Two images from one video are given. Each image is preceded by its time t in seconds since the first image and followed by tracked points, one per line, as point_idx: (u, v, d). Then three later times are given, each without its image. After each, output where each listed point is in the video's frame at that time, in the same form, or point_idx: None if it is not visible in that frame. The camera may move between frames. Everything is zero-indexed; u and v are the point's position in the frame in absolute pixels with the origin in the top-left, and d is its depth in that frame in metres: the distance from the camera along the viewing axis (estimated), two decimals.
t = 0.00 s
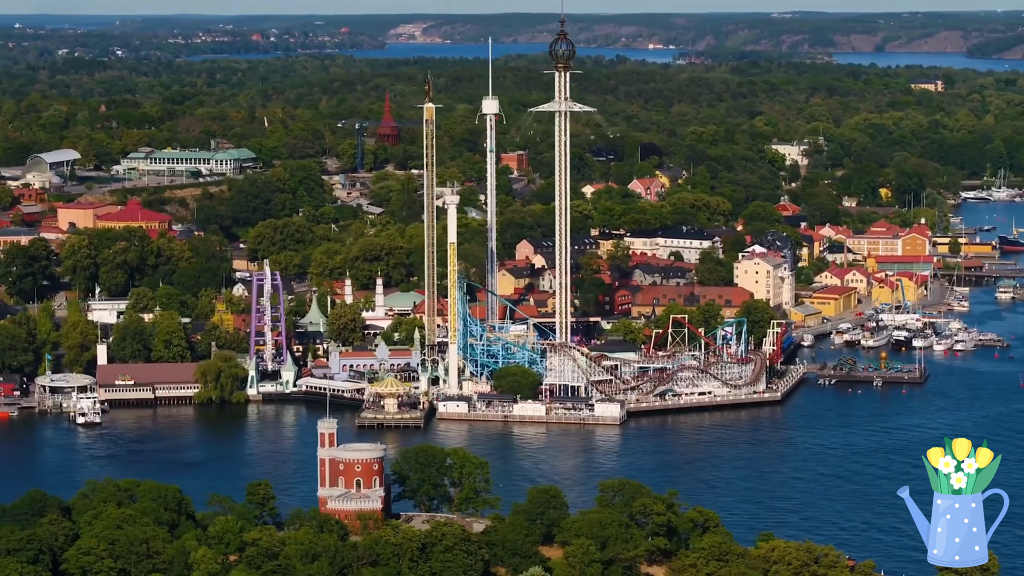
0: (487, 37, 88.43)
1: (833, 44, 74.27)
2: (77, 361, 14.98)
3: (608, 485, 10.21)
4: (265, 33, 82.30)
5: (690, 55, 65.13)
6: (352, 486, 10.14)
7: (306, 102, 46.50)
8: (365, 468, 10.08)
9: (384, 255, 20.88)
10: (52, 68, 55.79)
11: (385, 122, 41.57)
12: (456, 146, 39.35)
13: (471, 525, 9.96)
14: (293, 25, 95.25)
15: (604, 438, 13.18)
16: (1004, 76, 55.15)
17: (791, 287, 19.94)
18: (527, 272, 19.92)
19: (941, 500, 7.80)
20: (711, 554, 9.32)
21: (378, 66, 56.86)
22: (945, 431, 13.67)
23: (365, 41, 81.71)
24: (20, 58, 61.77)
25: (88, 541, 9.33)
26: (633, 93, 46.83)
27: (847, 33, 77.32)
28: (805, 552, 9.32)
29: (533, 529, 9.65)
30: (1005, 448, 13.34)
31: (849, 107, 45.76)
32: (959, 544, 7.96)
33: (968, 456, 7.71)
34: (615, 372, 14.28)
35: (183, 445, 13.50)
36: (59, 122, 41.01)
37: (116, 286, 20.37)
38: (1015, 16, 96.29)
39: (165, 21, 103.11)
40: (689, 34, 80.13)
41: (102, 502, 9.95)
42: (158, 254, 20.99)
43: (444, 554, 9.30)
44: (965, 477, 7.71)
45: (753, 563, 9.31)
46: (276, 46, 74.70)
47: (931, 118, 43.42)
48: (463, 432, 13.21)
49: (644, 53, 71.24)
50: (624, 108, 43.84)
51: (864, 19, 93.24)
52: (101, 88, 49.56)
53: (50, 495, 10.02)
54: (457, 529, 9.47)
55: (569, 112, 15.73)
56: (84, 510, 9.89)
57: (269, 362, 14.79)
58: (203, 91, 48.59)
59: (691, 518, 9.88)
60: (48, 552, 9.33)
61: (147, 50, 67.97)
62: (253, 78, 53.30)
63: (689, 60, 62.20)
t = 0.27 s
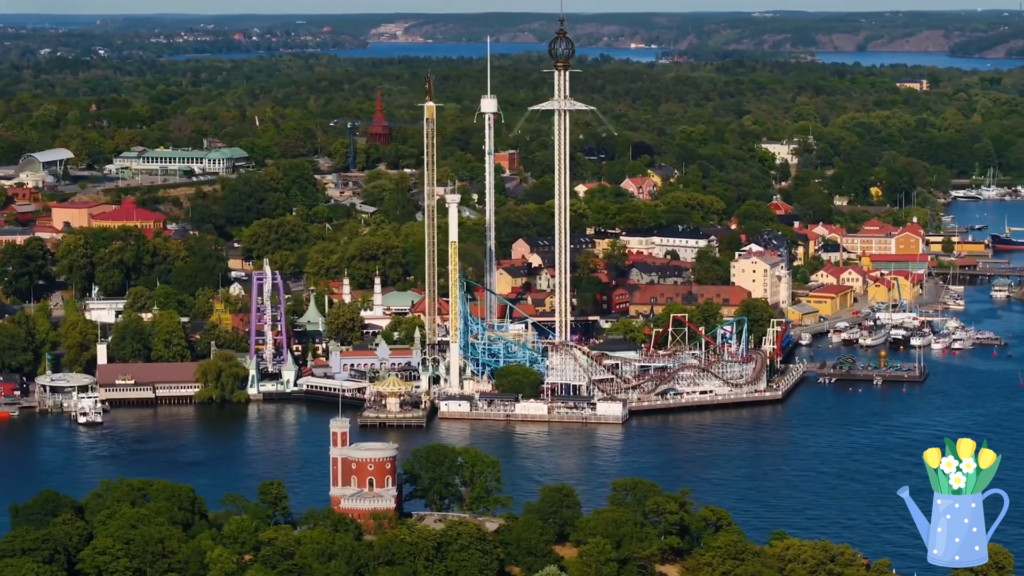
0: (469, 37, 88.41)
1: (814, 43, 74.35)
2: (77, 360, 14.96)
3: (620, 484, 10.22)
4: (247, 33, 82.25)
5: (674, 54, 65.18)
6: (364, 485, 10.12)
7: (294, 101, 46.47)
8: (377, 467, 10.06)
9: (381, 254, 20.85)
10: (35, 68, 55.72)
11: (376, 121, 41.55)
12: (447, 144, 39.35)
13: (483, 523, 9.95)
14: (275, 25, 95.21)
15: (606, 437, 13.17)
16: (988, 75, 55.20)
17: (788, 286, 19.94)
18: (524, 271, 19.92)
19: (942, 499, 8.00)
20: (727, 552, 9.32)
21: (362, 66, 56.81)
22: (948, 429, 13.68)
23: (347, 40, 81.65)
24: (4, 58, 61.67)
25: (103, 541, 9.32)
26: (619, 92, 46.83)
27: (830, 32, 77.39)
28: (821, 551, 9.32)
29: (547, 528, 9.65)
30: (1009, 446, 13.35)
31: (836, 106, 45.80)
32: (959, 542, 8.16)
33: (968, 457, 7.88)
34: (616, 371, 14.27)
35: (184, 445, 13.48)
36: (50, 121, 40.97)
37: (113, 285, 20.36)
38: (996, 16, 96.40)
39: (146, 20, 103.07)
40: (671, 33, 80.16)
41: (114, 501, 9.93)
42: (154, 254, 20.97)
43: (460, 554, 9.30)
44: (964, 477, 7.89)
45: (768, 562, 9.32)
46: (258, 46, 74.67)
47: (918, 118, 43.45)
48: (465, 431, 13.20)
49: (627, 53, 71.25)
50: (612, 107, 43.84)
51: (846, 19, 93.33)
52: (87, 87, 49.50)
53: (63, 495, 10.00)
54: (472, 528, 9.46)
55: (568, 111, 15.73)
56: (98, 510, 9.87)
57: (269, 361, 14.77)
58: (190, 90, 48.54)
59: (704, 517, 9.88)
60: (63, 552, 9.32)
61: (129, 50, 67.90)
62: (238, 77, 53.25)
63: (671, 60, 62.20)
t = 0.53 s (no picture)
0: (452, 36, 88.34)
1: (797, 42, 74.37)
2: (77, 360, 14.94)
3: (633, 483, 10.23)
4: (230, 32, 82.09)
5: (657, 53, 65.15)
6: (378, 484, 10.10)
7: (282, 101, 46.43)
8: (391, 467, 10.05)
9: (378, 254, 20.84)
10: (19, 67, 55.59)
11: (367, 120, 41.51)
12: (438, 144, 39.34)
13: (497, 522, 9.96)
14: (256, 24, 95.05)
15: (610, 436, 13.17)
16: (972, 74, 55.26)
17: (785, 285, 19.95)
18: (521, 271, 19.92)
19: (942, 499, 8.46)
20: (744, 551, 9.32)
21: (346, 66, 56.74)
22: (953, 427, 13.69)
23: (329, 40, 81.55)
24: None
25: (120, 541, 9.32)
26: (606, 91, 46.82)
27: (812, 31, 77.45)
28: (837, 550, 9.32)
29: (562, 527, 9.65)
30: (1013, 445, 13.36)
31: (823, 105, 45.83)
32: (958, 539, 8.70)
33: (968, 457, 8.32)
34: (618, 370, 14.27)
35: (186, 444, 13.47)
36: (41, 121, 40.90)
37: (109, 284, 20.33)
38: (977, 14, 96.50)
39: (127, 20, 102.87)
40: (653, 33, 80.16)
41: (126, 502, 9.92)
42: (151, 253, 20.96)
43: (476, 553, 9.29)
44: (965, 477, 8.31)
45: (784, 560, 9.32)
46: (240, 45, 74.56)
47: (905, 117, 43.48)
48: (469, 430, 13.20)
49: (611, 53, 71.23)
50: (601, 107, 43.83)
51: (827, 19, 93.38)
52: (72, 87, 49.39)
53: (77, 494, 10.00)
54: (487, 527, 9.46)
55: (568, 110, 15.74)
56: (112, 511, 9.87)
57: (270, 361, 14.74)
58: (177, 90, 48.46)
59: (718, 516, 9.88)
60: (79, 553, 9.32)
61: (111, 50, 67.76)
62: (223, 77, 53.17)
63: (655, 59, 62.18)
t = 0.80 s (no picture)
0: (435, 36, 88.25)
1: (780, 41, 74.37)
2: (77, 360, 14.91)
3: (646, 483, 10.25)
4: (213, 32, 81.92)
5: (641, 52, 65.10)
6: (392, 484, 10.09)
7: (270, 100, 46.34)
8: (404, 466, 10.04)
9: (375, 253, 20.87)
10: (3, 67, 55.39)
11: (358, 119, 41.46)
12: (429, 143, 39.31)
13: (511, 520, 9.95)
14: (239, 23, 94.79)
15: (614, 435, 13.17)
16: (958, 73, 55.31)
17: (783, 285, 19.97)
18: (519, 270, 19.92)
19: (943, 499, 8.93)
20: (760, 550, 9.31)
21: (331, 65, 56.65)
22: (957, 426, 13.70)
23: (313, 40, 81.34)
24: None
25: (137, 541, 9.31)
26: (594, 90, 46.81)
27: (796, 31, 77.51)
28: (853, 549, 9.34)
29: (578, 526, 9.65)
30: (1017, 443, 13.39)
31: (811, 104, 45.83)
32: (960, 545, 9.11)
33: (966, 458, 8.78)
34: (619, 369, 14.28)
35: (188, 444, 13.46)
36: (31, 121, 40.80)
37: (107, 284, 20.30)
38: (960, 13, 96.61)
39: (108, 20, 102.67)
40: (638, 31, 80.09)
41: (140, 502, 9.91)
42: (148, 252, 20.93)
43: (492, 553, 9.30)
44: (966, 477, 8.77)
45: (801, 559, 9.34)
46: (222, 45, 74.45)
47: (893, 116, 43.50)
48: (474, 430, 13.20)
49: (595, 52, 71.20)
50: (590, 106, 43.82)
51: (810, 18, 93.42)
52: (58, 86, 49.26)
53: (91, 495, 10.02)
54: (504, 527, 9.46)
55: (568, 109, 15.73)
56: (127, 510, 9.88)
57: (271, 360, 14.71)
58: (165, 89, 48.35)
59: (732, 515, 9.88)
60: (95, 553, 9.33)
61: (94, 49, 67.53)
62: (208, 76, 53.08)
63: (639, 58, 62.14)
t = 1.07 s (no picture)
0: (418, 37, 88.11)
1: (763, 41, 74.39)
2: (78, 361, 14.89)
3: (659, 481, 10.26)
4: (195, 31, 81.66)
5: (625, 51, 65.05)
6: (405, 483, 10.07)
7: (259, 100, 46.27)
8: (418, 466, 10.02)
9: (372, 253, 20.85)
10: None
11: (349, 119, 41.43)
12: (421, 143, 39.29)
13: (523, 520, 9.95)
14: (222, 23, 94.52)
15: (619, 434, 13.16)
16: (943, 72, 55.33)
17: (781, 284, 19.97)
18: (517, 270, 19.92)
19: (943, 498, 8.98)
20: (777, 550, 9.31)
21: (316, 65, 56.55)
22: (961, 424, 13.72)
23: (296, 40, 81.15)
24: None
25: (152, 541, 9.31)
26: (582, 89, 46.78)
27: (778, 31, 77.54)
28: (869, 548, 9.35)
29: (592, 526, 9.65)
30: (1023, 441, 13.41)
31: (799, 104, 45.85)
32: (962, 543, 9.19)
33: (967, 457, 8.83)
34: (621, 368, 14.29)
35: (186, 445, 13.44)
36: (22, 121, 40.71)
37: (104, 284, 20.27)
38: (939, 12, 96.67)
39: (88, 20, 102.29)
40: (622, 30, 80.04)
41: (153, 500, 9.92)
42: (145, 252, 20.91)
43: (509, 552, 9.30)
44: (965, 476, 8.82)
45: (817, 558, 9.35)
46: (204, 44, 74.29)
47: (881, 115, 43.54)
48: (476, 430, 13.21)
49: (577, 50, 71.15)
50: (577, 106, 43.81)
51: (792, 17, 93.42)
52: (44, 86, 49.12)
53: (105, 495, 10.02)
54: (520, 526, 9.47)
55: (568, 108, 15.74)
56: (142, 510, 9.89)
57: (272, 359, 14.69)
58: (152, 89, 48.24)
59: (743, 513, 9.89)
60: (111, 553, 9.33)
61: (76, 49, 67.30)
62: (194, 76, 52.97)
63: (624, 57, 62.11)
